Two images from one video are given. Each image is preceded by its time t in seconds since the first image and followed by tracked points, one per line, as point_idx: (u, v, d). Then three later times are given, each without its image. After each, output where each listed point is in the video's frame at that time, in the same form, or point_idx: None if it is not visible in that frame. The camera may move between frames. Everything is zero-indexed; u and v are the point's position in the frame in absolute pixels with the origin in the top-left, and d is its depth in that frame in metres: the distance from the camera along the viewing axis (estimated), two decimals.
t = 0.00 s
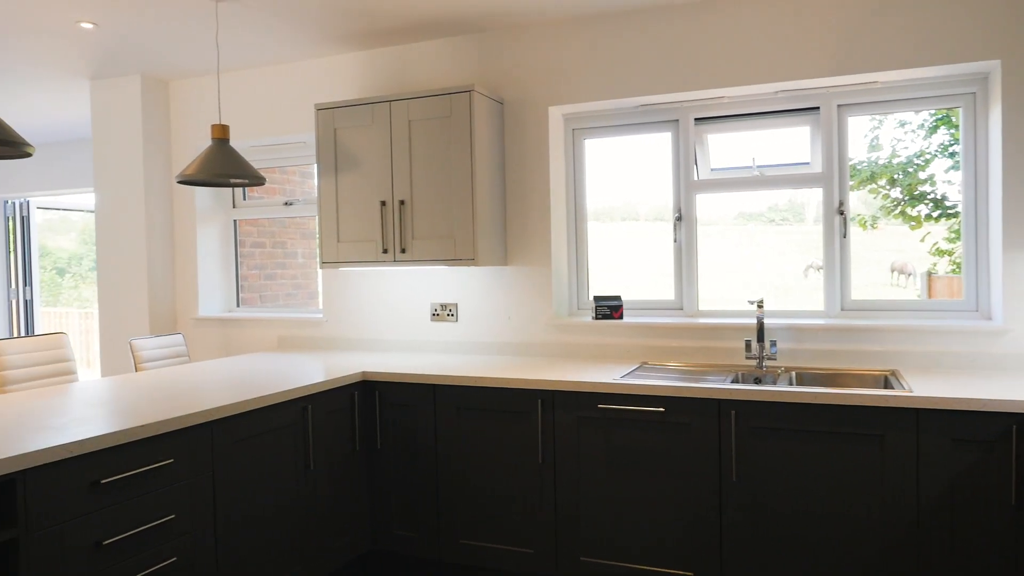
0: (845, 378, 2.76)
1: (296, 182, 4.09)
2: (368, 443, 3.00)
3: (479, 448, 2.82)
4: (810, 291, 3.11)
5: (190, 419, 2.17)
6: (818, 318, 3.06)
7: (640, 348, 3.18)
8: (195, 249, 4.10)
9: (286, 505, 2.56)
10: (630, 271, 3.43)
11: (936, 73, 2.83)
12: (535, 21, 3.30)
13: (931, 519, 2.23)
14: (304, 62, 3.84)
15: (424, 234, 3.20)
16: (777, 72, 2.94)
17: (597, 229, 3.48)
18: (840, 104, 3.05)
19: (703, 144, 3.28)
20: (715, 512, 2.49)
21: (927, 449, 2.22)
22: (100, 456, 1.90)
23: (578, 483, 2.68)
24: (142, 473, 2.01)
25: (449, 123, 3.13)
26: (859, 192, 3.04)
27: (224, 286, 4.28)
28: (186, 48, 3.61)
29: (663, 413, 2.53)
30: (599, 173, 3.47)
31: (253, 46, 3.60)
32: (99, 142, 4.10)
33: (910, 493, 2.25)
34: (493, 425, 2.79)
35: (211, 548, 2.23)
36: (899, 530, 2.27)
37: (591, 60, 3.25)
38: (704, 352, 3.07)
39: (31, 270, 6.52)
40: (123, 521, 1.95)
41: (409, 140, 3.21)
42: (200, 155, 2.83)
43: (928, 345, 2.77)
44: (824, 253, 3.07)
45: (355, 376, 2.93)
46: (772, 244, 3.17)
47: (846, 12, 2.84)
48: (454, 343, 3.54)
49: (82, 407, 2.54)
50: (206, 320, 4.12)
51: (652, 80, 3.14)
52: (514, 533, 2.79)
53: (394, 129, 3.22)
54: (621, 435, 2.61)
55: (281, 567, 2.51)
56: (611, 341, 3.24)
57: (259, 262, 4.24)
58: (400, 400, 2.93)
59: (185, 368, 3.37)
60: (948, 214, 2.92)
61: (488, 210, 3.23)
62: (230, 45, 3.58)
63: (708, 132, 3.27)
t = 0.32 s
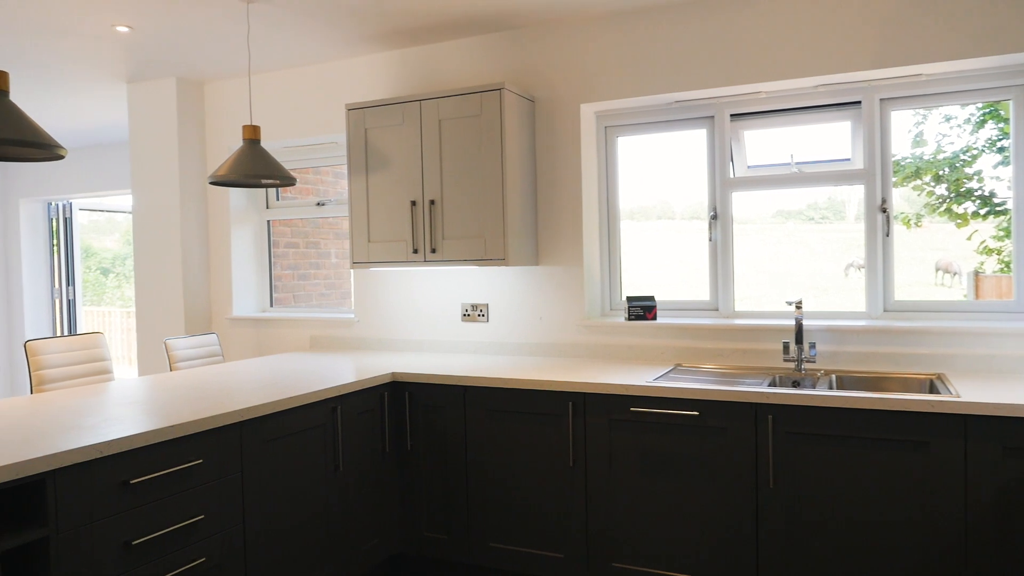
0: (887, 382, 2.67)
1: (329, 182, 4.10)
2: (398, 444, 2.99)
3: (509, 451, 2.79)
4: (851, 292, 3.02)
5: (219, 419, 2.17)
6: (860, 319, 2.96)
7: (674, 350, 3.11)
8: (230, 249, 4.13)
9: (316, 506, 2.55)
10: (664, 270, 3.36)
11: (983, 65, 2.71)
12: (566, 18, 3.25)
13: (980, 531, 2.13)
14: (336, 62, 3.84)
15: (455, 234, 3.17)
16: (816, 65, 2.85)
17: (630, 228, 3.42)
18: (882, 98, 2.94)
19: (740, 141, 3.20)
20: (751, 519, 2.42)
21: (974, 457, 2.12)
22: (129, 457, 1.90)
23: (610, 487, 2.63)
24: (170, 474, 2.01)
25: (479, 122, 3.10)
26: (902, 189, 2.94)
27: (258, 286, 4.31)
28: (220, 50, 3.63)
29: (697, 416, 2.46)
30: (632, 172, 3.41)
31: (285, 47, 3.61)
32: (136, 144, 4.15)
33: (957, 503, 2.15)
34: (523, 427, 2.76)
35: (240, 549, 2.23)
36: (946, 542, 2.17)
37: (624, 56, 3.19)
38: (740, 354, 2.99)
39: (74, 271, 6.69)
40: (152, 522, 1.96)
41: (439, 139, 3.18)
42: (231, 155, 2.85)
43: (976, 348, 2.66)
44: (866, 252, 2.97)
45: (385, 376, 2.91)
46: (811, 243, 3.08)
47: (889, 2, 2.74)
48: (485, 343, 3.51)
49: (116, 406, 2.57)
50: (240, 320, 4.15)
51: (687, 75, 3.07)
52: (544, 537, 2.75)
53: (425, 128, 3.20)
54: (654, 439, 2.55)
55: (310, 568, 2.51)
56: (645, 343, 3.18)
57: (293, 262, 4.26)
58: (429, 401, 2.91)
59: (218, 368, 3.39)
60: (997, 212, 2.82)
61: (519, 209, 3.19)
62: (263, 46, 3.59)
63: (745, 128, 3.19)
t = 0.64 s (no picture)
0: (932, 386, 2.57)
1: (361, 182, 4.10)
2: (427, 446, 2.96)
3: (539, 453, 2.74)
4: (895, 292, 2.91)
5: (246, 420, 2.16)
6: (903, 321, 2.85)
7: (709, 352, 3.04)
8: (263, 249, 4.16)
9: (343, 507, 2.54)
10: (699, 270, 3.29)
11: None
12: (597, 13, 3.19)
13: None
14: (367, 61, 3.84)
15: (485, 234, 3.14)
16: (857, 57, 2.75)
17: (663, 227, 3.36)
18: (927, 91, 2.83)
19: (777, 137, 3.11)
20: (788, 527, 2.34)
21: None
22: (156, 456, 1.91)
23: (642, 492, 2.57)
24: (197, 474, 2.01)
25: (509, 119, 3.06)
26: (948, 185, 2.82)
27: (291, 286, 4.33)
28: (252, 52, 3.65)
29: (731, 420, 2.39)
30: (665, 169, 3.35)
31: (316, 47, 3.61)
32: (171, 146, 4.20)
33: (1006, 514, 2.05)
34: (553, 430, 2.71)
35: (267, 549, 2.22)
36: (995, 555, 2.07)
37: (657, 51, 3.12)
38: (777, 356, 2.90)
39: (115, 272, 6.82)
40: (178, 522, 1.96)
41: (468, 137, 3.15)
42: (262, 155, 2.85)
43: None
44: (910, 250, 2.86)
45: (414, 377, 2.89)
46: (851, 242, 2.98)
47: None
48: (516, 344, 3.47)
49: (147, 405, 2.58)
50: (273, 320, 4.18)
51: (721, 69, 2.99)
52: (575, 541, 2.70)
53: (454, 127, 3.18)
54: (688, 443, 2.48)
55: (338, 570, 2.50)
56: (678, 344, 3.11)
57: (326, 262, 4.27)
58: (458, 402, 2.88)
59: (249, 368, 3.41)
60: None
61: (549, 208, 3.15)
62: (294, 47, 3.60)
63: (782, 124, 3.10)
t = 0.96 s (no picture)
0: (982, 391, 2.45)
1: (395, 182, 4.09)
2: (456, 448, 2.93)
3: (569, 456, 2.69)
4: (941, 292, 2.79)
5: (271, 420, 2.15)
6: (950, 322, 2.74)
7: (745, 354, 2.95)
8: (297, 249, 4.18)
9: (370, 508, 2.52)
10: (735, 269, 3.20)
11: None
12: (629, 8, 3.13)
13: None
14: (398, 60, 3.83)
15: (514, 233, 3.10)
16: (901, 47, 2.64)
17: (698, 226, 3.28)
18: (976, 82, 2.71)
19: (817, 132, 3.01)
20: (827, 536, 2.25)
21: None
22: (181, 456, 1.91)
23: (674, 497, 2.50)
24: (222, 475, 2.01)
25: (539, 117, 3.01)
26: (999, 181, 2.70)
27: (324, 286, 4.35)
28: (283, 52, 3.66)
29: (767, 425, 2.32)
30: (700, 166, 3.27)
31: (347, 47, 3.61)
32: (207, 147, 4.25)
33: None
34: (583, 433, 2.66)
35: (293, 550, 2.21)
36: None
37: (690, 45, 3.04)
38: (816, 359, 2.81)
39: (155, 270, 6.94)
40: (203, 522, 1.95)
41: (498, 135, 3.11)
42: (291, 155, 2.85)
43: None
44: (959, 249, 2.74)
45: (442, 378, 2.87)
46: (895, 241, 2.87)
47: None
48: (546, 345, 3.42)
49: (178, 405, 2.60)
50: (306, 319, 4.19)
51: (758, 62, 2.91)
52: (604, 547, 2.64)
53: (484, 125, 3.14)
54: (721, 448, 2.41)
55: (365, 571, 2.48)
56: (713, 345, 3.03)
57: (359, 262, 4.28)
58: (487, 404, 2.85)
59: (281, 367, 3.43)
60: None
61: (581, 207, 3.09)
62: (325, 47, 3.61)
63: (822, 118, 3.00)
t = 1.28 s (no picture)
0: None
1: (428, 181, 4.07)
2: (486, 450, 2.90)
3: (600, 460, 2.64)
4: (992, 293, 2.67)
5: (298, 421, 2.14)
6: (1002, 324, 2.61)
7: (783, 356, 2.86)
8: (330, 249, 4.19)
9: (398, 510, 2.50)
10: (774, 268, 3.11)
11: None
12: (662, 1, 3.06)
13: None
14: (429, 59, 3.81)
15: (546, 232, 3.05)
16: (947, 36, 2.53)
17: (735, 224, 3.20)
18: None
19: (859, 126, 2.90)
20: (869, 547, 2.16)
21: None
22: (207, 457, 1.91)
23: (708, 504, 2.43)
24: (249, 475, 2.00)
25: (571, 114, 2.96)
26: None
27: (358, 286, 4.36)
28: (315, 53, 3.68)
29: (806, 431, 2.23)
30: (737, 163, 3.18)
31: (378, 46, 3.61)
32: (243, 148, 4.29)
33: None
34: (615, 436, 2.61)
35: (321, 552, 2.20)
36: None
37: (725, 38, 2.96)
38: (858, 361, 2.71)
39: (196, 271, 7.04)
40: (229, 523, 1.95)
41: (529, 133, 3.07)
42: (321, 155, 2.85)
43: None
44: (1012, 247, 2.61)
45: (472, 379, 2.84)
46: (942, 239, 2.75)
47: None
48: (579, 346, 3.37)
49: (208, 404, 2.61)
50: (339, 320, 4.21)
51: (796, 55, 2.81)
52: (636, 553, 2.58)
53: (515, 123, 3.10)
54: (757, 454, 2.33)
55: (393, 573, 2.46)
56: (750, 347, 2.95)
57: (393, 261, 4.28)
58: (517, 406, 2.81)
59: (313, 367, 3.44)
60: None
61: (613, 205, 3.03)
62: (357, 47, 3.61)
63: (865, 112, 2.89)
